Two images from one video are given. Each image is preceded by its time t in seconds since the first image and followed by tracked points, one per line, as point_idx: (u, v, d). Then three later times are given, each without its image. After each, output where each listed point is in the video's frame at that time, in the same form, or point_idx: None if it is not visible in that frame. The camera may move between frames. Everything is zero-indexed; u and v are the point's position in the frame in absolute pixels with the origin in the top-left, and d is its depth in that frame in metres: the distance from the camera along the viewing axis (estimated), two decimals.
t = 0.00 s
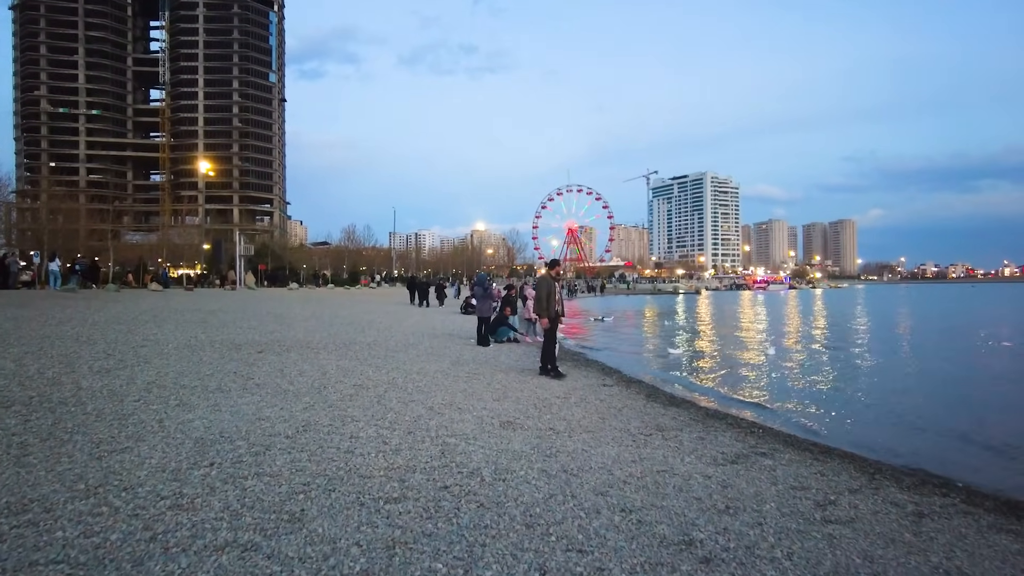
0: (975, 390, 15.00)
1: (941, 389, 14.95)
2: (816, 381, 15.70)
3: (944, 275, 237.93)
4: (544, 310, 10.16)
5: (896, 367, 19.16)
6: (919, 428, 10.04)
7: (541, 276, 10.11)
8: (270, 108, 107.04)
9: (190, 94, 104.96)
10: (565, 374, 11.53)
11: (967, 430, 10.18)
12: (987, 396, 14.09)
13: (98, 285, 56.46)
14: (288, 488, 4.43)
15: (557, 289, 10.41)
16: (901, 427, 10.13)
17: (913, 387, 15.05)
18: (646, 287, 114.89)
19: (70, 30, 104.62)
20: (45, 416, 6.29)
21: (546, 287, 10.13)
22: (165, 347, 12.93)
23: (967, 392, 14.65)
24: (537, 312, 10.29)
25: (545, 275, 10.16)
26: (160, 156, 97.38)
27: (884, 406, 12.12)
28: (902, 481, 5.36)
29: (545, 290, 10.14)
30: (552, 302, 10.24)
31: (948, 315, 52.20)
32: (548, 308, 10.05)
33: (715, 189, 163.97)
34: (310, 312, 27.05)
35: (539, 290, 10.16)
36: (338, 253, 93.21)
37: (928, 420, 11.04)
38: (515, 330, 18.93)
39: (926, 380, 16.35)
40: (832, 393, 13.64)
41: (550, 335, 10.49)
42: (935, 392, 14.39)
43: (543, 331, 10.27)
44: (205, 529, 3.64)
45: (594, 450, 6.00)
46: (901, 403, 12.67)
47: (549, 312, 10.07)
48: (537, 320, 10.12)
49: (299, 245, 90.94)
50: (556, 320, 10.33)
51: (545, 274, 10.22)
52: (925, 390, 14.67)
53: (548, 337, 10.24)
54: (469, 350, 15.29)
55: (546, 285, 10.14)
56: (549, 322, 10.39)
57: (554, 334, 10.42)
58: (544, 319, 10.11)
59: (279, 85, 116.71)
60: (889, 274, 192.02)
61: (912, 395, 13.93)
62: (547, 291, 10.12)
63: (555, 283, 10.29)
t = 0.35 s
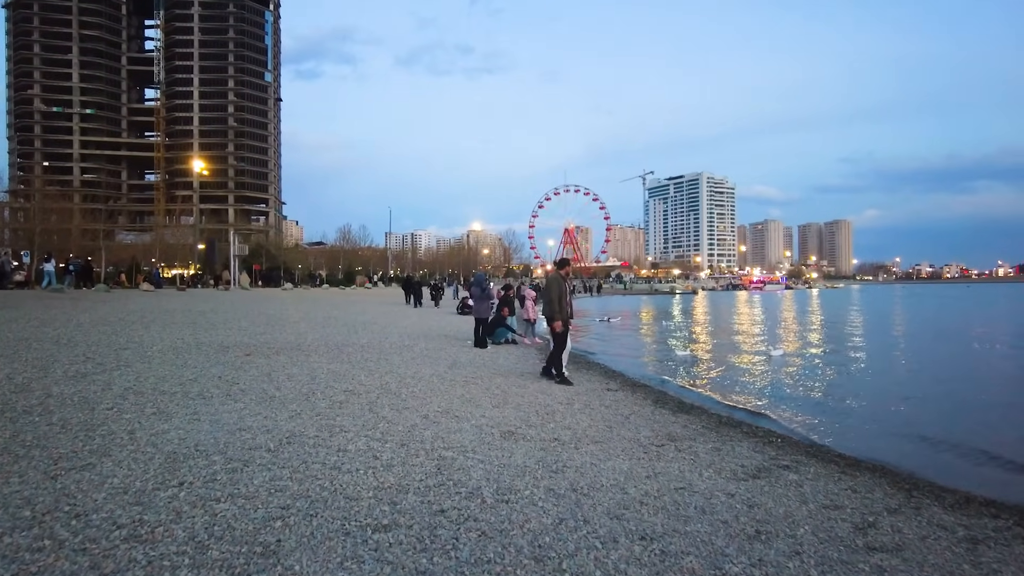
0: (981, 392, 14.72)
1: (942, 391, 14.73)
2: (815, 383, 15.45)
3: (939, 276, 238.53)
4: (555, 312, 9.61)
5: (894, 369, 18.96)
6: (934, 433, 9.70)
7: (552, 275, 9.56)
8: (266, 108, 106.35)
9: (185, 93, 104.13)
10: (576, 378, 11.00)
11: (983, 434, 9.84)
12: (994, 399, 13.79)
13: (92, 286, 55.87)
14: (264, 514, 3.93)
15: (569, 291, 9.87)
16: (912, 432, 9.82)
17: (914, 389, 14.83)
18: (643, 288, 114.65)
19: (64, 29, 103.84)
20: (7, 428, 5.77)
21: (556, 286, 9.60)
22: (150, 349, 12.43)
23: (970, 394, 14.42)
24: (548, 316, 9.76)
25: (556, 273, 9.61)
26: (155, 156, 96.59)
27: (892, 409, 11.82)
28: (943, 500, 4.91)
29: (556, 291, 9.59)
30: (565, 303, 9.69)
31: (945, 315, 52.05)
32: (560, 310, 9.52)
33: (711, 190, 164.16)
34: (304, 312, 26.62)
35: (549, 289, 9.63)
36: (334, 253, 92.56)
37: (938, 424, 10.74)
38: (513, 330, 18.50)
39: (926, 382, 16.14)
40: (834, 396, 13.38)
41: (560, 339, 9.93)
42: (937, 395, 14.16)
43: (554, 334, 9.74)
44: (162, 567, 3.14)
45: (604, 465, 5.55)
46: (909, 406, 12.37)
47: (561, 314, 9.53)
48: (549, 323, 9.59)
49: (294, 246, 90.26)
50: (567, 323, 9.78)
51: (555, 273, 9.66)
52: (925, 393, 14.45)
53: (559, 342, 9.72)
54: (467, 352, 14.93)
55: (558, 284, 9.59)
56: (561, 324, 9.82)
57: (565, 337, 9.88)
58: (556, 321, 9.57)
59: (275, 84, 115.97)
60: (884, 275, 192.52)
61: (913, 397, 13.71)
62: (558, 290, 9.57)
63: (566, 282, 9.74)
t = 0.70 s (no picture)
0: (988, 390, 14.34)
1: (943, 389, 14.36)
2: (818, 381, 14.97)
3: (927, 274, 239.78)
4: (566, 307, 9.04)
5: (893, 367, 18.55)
6: (952, 430, 9.26)
7: (561, 269, 9.01)
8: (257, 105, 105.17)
9: (174, 90, 102.78)
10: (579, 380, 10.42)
11: (1003, 430, 9.39)
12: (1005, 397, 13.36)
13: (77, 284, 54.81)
14: (226, 552, 3.35)
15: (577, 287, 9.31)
16: (926, 427, 9.40)
17: (919, 388, 14.38)
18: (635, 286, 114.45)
19: (50, 24, 102.25)
20: None
21: (565, 283, 9.06)
22: (124, 351, 11.75)
23: (973, 392, 14.04)
24: (556, 314, 9.20)
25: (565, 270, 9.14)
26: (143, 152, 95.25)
27: (899, 406, 11.41)
28: (994, 524, 4.45)
29: (567, 288, 9.04)
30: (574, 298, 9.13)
31: (937, 313, 51.99)
32: (571, 308, 8.94)
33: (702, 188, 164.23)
34: (291, 312, 25.88)
35: (558, 285, 9.07)
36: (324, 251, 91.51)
37: (954, 424, 10.25)
38: (507, 330, 17.88)
39: (924, 380, 15.77)
40: (835, 392, 12.98)
41: (568, 337, 9.34)
42: (937, 392, 13.79)
43: (565, 333, 9.10)
44: None
45: (614, 484, 5.00)
46: (912, 403, 12.03)
47: (573, 310, 8.96)
48: (560, 321, 8.97)
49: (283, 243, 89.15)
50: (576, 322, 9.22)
51: (562, 268, 9.21)
52: (925, 391, 14.07)
53: (568, 341, 9.15)
54: (461, 352, 14.36)
55: (567, 281, 9.05)
56: (571, 321, 9.22)
57: (572, 337, 9.30)
58: (568, 320, 8.97)
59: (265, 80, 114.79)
60: (874, 274, 193.24)
61: (917, 396, 13.26)
62: (567, 286, 9.03)
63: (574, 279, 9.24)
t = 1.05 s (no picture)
0: (982, 383, 14.15)
1: (935, 381, 14.16)
2: (811, 375, 14.69)
3: (906, 270, 242.67)
4: (568, 304, 8.65)
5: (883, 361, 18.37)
6: (958, 429, 8.93)
7: (563, 262, 8.63)
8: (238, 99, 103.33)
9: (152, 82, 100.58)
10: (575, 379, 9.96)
11: (1008, 428, 9.07)
12: (1001, 390, 13.16)
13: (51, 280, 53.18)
14: None
15: (579, 282, 8.91)
16: (927, 424, 9.10)
17: (915, 381, 14.13)
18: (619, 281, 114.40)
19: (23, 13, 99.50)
20: None
21: (566, 277, 8.66)
22: (87, 350, 11.03)
23: (964, 384, 13.86)
24: (557, 309, 8.79)
25: (565, 263, 8.71)
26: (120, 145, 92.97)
27: (897, 401, 11.11)
28: None
29: (566, 282, 8.65)
30: (574, 294, 8.73)
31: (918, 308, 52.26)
32: (571, 303, 8.56)
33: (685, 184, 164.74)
34: (270, 308, 25.18)
35: (558, 280, 8.68)
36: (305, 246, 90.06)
37: (959, 420, 9.93)
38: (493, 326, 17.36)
39: (912, 372, 15.59)
40: (825, 385, 12.73)
41: (568, 334, 8.91)
42: (927, 384, 13.59)
43: (565, 330, 8.69)
44: None
45: (620, 498, 4.49)
46: (909, 397, 11.73)
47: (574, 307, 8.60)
48: (561, 317, 8.60)
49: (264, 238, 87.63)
50: (578, 318, 8.80)
51: (563, 261, 8.80)
52: (920, 384, 13.81)
53: (567, 338, 8.76)
54: (446, 349, 13.79)
55: (567, 274, 8.66)
56: (571, 318, 8.82)
57: (571, 335, 8.89)
58: (569, 316, 8.62)
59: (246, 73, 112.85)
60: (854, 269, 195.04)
61: (913, 390, 13.01)
62: (568, 281, 8.64)
63: (576, 272, 8.82)
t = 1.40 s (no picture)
0: (939, 379, 14.38)
1: (892, 377, 14.33)
2: (774, 370, 14.74)
3: (851, 264, 250.83)
4: (538, 304, 8.33)
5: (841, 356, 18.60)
6: (926, 429, 8.93)
7: (534, 263, 8.33)
8: (187, 86, 99.46)
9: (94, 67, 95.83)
10: (542, 384, 9.61)
11: (974, 427, 9.13)
12: (957, 386, 13.39)
13: None
14: None
15: (550, 282, 8.56)
16: (892, 423, 9.07)
17: (874, 377, 14.29)
18: (577, 276, 114.77)
19: None
20: None
21: (537, 276, 8.32)
22: (13, 354, 10.09)
23: (919, 380, 14.11)
24: (526, 307, 8.46)
25: (536, 261, 8.35)
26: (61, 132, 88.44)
27: (862, 400, 11.14)
28: None
29: (536, 280, 8.31)
30: (545, 294, 8.39)
31: (865, 301, 53.63)
32: (539, 302, 8.24)
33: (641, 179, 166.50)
34: (220, 304, 24.14)
35: (529, 278, 8.33)
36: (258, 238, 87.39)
37: (923, 416, 10.01)
38: (455, 324, 16.90)
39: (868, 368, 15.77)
40: (790, 384, 12.69)
41: (538, 338, 8.56)
42: (885, 380, 13.74)
43: (535, 330, 8.38)
44: None
45: (606, 526, 4.10)
46: (873, 395, 11.78)
47: (543, 307, 8.28)
48: (529, 317, 8.30)
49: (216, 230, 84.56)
50: (547, 318, 8.48)
51: (535, 258, 8.44)
52: (881, 380, 13.93)
53: (537, 341, 8.44)
54: (408, 350, 13.27)
55: (538, 273, 8.32)
56: (540, 318, 8.47)
57: (542, 338, 8.54)
58: (538, 316, 8.28)
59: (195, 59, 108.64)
60: (803, 264, 200.58)
61: (874, 386, 13.12)
62: (539, 280, 8.31)
63: (547, 270, 8.48)
